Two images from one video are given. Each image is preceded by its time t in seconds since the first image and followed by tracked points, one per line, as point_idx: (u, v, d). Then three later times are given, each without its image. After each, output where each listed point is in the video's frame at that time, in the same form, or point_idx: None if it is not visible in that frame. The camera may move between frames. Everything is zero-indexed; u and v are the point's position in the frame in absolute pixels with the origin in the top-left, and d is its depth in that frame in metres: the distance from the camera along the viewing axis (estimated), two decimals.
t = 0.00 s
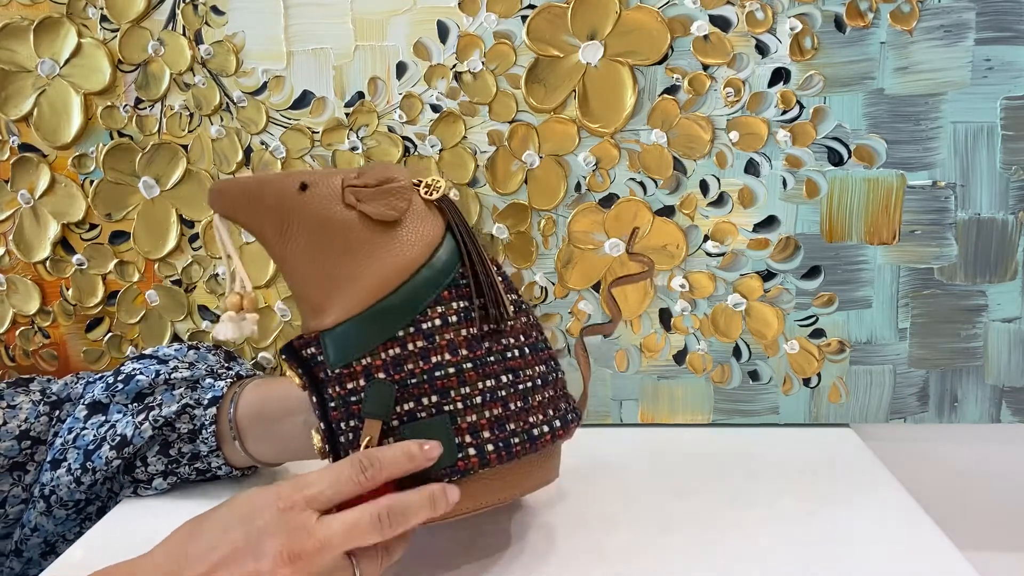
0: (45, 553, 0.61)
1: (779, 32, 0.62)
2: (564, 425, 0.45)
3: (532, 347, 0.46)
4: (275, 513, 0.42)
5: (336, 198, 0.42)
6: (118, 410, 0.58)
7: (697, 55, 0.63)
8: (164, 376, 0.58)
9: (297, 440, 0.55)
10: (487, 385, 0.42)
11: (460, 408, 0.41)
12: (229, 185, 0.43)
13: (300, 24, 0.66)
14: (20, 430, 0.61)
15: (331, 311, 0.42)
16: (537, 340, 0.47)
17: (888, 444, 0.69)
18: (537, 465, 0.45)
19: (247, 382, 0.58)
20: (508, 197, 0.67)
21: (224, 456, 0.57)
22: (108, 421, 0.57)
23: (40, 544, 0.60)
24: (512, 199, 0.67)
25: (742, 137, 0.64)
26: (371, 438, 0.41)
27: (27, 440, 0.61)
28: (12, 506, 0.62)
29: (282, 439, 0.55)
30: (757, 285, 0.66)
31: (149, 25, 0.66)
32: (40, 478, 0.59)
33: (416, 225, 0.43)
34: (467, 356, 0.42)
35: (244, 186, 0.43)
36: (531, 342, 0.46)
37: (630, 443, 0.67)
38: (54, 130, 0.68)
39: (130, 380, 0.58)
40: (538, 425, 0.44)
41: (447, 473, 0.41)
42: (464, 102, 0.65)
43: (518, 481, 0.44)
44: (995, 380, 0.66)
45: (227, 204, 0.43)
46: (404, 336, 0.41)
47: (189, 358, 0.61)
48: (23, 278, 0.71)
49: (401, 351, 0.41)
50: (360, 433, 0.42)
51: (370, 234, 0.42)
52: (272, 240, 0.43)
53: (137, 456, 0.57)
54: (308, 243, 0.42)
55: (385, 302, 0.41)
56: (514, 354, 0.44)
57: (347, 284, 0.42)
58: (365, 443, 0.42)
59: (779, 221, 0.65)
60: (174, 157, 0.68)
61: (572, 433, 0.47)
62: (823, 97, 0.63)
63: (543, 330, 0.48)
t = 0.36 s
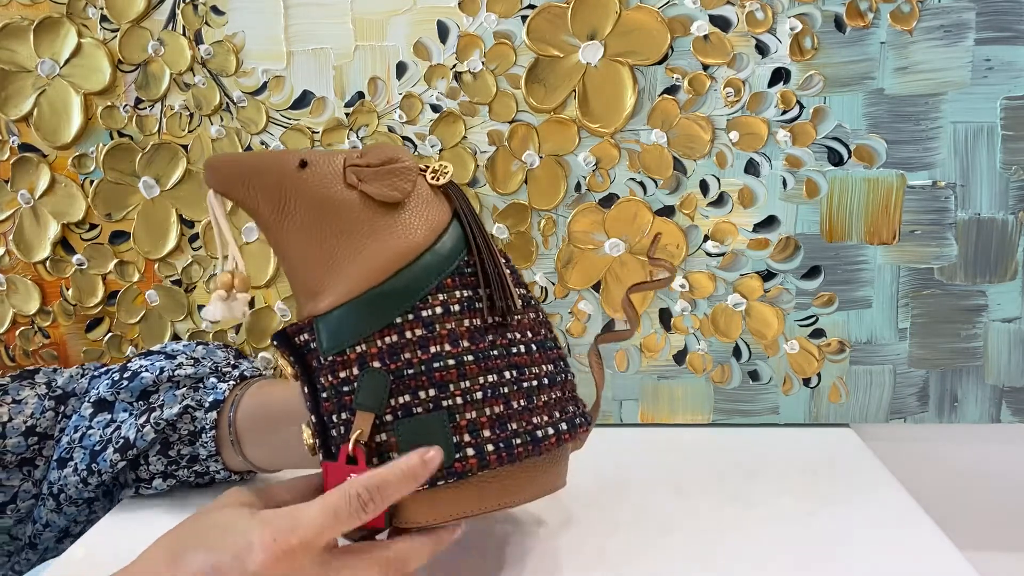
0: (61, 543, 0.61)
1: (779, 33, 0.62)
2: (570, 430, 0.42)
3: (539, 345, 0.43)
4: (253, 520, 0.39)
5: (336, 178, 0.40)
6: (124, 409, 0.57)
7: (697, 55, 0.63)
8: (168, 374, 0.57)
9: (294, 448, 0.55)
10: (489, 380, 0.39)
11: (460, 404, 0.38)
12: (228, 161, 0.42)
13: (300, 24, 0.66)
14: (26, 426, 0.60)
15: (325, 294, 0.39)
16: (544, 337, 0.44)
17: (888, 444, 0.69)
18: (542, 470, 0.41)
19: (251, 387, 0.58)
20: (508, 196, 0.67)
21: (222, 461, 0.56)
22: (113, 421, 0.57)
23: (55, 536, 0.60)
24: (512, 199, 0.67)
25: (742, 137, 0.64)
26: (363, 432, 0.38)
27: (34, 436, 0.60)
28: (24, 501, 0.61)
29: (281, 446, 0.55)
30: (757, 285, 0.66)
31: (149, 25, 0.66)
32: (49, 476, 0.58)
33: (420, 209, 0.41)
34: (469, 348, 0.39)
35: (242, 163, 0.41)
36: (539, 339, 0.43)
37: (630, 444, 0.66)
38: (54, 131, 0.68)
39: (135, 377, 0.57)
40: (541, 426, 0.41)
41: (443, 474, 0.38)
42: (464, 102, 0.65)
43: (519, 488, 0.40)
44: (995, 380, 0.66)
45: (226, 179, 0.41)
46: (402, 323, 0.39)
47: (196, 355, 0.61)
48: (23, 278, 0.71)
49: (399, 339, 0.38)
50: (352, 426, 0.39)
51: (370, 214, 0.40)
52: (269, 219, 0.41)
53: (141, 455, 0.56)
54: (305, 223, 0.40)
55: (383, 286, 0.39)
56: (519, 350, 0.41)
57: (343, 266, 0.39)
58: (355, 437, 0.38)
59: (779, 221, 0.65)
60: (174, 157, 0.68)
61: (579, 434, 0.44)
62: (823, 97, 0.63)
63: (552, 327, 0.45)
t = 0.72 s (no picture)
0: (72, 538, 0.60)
1: (778, 33, 0.62)
2: (601, 411, 0.39)
3: (563, 322, 0.40)
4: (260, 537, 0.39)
5: (336, 150, 0.37)
6: (137, 403, 0.57)
7: (697, 55, 0.63)
8: (180, 367, 0.57)
9: (301, 445, 0.54)
10: (516, 364, 0.36)
11: (487, 390, 0.36)
12: (217, 138, 0.38)
13: (300, 24, 0.66)
14: (43, 421, 0.58)
15: (333, 278, 0.36)
16: (568, 313, 0.41)
17: (888, 444, 0.69)
18: (573, 456, 0.39)
19: (259, 380, 0.57)
20: (508, 197, 0.67)
21: (237, 456, 0.56)
22: (125, 415, 0.56)
23: (66, 531, 0.59)
24: (512, 199, 0.67)
25: (742, 137, 0.64)
26: (384, 427, 0.35)
27: (52, 431, 0.58)
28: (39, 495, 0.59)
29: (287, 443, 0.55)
30: (757, 285, 0.66)
31: (149, 25, 0.66)
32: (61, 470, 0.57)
33: (429, 180, 0.38)
34: (492, 330, 0.36)
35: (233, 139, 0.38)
36: (562, 316, 0.40)
37: (631, 444, 0.66)
38: (55, 131, 0.68)
39: (147, 371, 0.58)
40: (571, 410, 0.38)
41: (473, 469, 0.36)
42: (464, 102, 0.65)
43: (551, 479, 0.38)
44: (995, 380, 0.66)
45: (216, 158, 0.38)
46: (419, 306, 0.36)
47: (209, 346, 0.61)
48: (23, 278, 0.71)
49: (417, 324, 0.36)
50: (371, 422, 0.36)
51: (377, 189, 0.37)
52: (265, 200, 0.38)
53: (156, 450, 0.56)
54: (305, 202, 0.37)
55: (395, 267, 0.36)
56: (543, 329, 0.38)
57: (351, 246, 0.36)
58: (376, 433, 0.35)
59: (779, 221, 0.65)
60: (174, 157, 0.68)
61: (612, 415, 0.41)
62: (823, 97, 0.63)
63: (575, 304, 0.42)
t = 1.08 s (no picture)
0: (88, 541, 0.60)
1: (779, 32, 0.62)
2: (633, 412, 0.39)
3: (588, 322, 0.40)
4: (268, 552, 0.39)
5: (359, 140, 0.36)
6: (152, 405, 0.57)
7: (697, 55, 0.63)
8: (196, 371, 0.57)
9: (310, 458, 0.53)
10: (552, 365, 0.36)
11: (526, 394, 0.35)
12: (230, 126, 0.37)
13: (300, 24, 0.66)
14: (65, 421, 0.59)
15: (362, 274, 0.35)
16: (592, 313, 0.41)
17: (889, 444, 0.69)
18: (607, 458, 0.39)
19: (271, 387, 0.57)
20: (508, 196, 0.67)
21: (249, 466, 0.56)
22: (140, 417, 0.56)
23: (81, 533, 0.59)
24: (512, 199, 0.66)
25: (742, 137, 0.64)
26: (420, 437, 0.34)
27: (74, 432, 0.59)
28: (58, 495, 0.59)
29: (301, 454, 0.54)
30: (757, 285, 0.66)
31: (149, 25, 0.66)
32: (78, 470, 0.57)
33: (454, 172, 0.37)
34: (527, 330, 0.36)
35: (249, 127, 0.36)
36: (587, 315, 0.40)
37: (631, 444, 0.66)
38: (54, 131, 0.68)
39: (165, 372, 0.58)
40: (606, 412, 0.38)
41: (517, 478, 0.35)
42: (464, 102, 0.65)
43: (590, 483, 0.37)
44: (995, 380, 0.66)
45: (233, 149, 0.36)
46: (454, 306, 0.35)
47: (228, 351, 0.61)
48: (23, 278, 0.71)
49: (452, 325, 0.34)
50: (404, 432, 0.34)
51: (403, 180, 0.36)
52: (283, 191, 0.36)
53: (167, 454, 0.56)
54: (328, 194, 0.35)
55: (425, 262, 0.35)
56: (573, 329, 0.38)
57: (380, 241, 0.35)
58: (411, 444, 0.34)
59: (779, 221, 0.65)
60: (174, 157, 0.68)
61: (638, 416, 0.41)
62: (823, 97, 0.63)
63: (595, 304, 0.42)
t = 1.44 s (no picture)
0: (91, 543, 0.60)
1: (779, 32, 0.62)
2: (650, 417, 0.41)
3: (606, 325, 0.41)
4: (272, 553, 0.39)
5: (405, 119, 0.36)
6: (156, 407, 0.57)
7: (697, 55, 0.63)
8: (202, 376, 0.57)
9: (313, 471, 0.54)
10: (583, 360, 0.37)
11: (562, 387, 0.36)
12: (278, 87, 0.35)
13: (300, 25, 0.66)
14: (72, 422, 0.59)
15: (403, 254, 0.35)
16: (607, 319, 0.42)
17: (889, 445, 0.69)
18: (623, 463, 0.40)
19: (274, 398, 0.57)
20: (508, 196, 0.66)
21: (251, 473, 0.55)
22: (144, 419, 0.56)
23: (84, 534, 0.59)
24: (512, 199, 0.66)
25: (742, 137, 0.64)
26: (460, 423, 0.35)
27: (80, 432, 0.59)
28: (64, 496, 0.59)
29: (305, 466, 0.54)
30: (757, 285, 0.66)
31: (149, 25, 0.66)
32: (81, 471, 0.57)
33: (491, 162, 0.38)
34: (562, 323, 0.37)
35: (298, 92, 0.35)
36: (605, 319, 0.41)
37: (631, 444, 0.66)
38: (54, 131, 0.68)
39: (171, 376, 0.58)
40: (628, 414, 0.39)
41: (552, 471, 0.35)
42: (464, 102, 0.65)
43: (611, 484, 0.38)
44: (995, 380, 0.66)
45: (282, 112, 0.35)
46: (497, 292, 0.36)
47: (235, 356, 0.60)
48: (23, 278, 0.71)
49: (495, 309, 0.35)
50: (440, 418, 0.35)
51: (449, 163, 0.36)
52: (327, 163, 0.35)
53: (169, 457, 0.56)
54: (374, 171, 0.35)
55: (468, 246, 0.35)
56: (598, 329, 0.39)
57: (423, 223, 0.35)
58: (451, 429, 0.35)
59: (779, 221, 0.65)
60: (174, 157, 0.68)
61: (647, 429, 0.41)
62: (823, 97, 0.63)
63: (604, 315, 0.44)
